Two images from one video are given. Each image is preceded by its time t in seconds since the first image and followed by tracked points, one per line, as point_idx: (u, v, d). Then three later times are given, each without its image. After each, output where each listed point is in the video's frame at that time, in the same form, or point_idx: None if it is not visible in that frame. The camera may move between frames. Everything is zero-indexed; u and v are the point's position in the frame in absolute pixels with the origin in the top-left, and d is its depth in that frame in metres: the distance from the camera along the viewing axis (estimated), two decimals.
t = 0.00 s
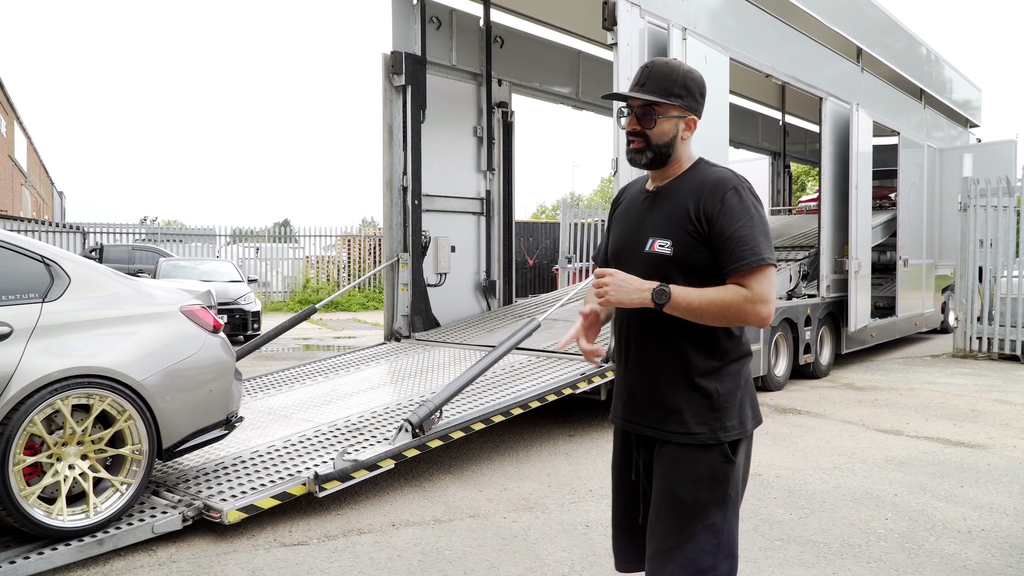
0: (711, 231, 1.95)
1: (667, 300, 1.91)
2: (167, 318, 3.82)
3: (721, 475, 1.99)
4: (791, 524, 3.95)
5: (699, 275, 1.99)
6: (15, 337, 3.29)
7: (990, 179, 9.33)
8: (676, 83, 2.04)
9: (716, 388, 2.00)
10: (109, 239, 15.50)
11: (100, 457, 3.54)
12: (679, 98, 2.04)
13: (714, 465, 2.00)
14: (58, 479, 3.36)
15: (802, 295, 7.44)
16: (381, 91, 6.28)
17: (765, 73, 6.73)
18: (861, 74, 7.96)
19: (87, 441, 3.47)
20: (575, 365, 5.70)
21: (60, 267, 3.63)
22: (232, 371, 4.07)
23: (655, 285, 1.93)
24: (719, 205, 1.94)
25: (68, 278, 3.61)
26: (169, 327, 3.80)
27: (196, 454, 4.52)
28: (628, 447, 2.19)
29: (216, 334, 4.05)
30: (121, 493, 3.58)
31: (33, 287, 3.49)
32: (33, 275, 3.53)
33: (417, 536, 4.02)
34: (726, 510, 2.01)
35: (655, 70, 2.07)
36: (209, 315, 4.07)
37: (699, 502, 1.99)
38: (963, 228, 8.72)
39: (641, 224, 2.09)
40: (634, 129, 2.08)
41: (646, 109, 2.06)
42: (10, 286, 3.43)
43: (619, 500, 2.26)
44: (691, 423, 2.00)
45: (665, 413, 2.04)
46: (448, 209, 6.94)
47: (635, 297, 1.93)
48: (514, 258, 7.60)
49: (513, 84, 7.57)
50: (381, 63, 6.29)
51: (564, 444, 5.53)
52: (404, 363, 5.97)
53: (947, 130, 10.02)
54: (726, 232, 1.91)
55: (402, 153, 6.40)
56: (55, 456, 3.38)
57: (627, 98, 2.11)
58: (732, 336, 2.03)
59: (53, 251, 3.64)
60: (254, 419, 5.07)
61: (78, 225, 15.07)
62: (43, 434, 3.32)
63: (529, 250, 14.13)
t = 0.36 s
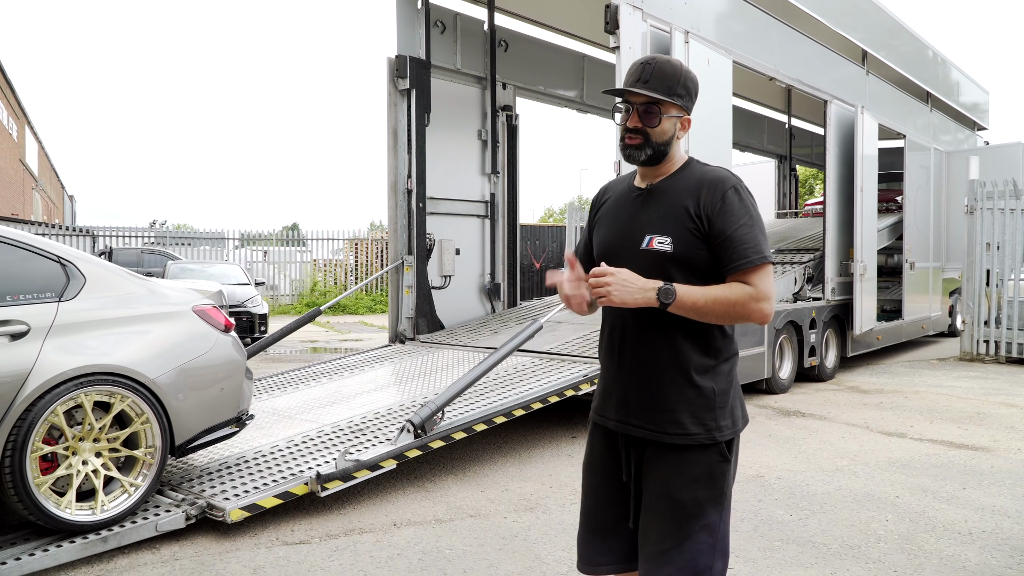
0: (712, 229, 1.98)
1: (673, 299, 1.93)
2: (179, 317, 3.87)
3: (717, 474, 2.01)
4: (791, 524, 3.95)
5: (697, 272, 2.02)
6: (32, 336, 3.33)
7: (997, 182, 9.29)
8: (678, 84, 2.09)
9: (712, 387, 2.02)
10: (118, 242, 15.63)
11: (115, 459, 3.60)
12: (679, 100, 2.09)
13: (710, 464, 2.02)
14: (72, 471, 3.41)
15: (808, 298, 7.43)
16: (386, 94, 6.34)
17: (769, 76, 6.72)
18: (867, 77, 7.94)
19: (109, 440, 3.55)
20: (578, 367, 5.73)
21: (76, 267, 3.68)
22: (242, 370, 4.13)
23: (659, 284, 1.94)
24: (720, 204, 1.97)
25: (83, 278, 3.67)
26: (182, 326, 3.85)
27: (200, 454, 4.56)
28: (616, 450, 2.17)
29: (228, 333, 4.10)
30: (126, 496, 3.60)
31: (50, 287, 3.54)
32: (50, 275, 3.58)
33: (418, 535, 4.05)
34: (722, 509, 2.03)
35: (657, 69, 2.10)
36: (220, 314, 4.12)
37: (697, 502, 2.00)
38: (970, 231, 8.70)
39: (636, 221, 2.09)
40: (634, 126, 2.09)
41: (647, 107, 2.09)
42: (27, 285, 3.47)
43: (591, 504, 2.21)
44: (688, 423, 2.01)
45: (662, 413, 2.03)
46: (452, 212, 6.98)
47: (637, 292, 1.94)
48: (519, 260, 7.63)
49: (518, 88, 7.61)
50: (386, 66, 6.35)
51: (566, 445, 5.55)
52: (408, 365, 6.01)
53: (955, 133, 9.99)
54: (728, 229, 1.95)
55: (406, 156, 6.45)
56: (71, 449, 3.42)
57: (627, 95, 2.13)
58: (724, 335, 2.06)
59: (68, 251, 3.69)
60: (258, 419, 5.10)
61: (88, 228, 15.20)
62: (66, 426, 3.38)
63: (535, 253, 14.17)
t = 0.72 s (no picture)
0: (712, 232, 2.01)
1: (677, 302, 1.95)
2: (199, 319, 3.92)
3: (718, 472, 2.04)
4: (798, 529, 3.96)
5: (697, 276, 2.05)
6: (58, 338, 3.39)
7: (1010, 186, 9.24)
8: (685, 89, 2.12)
9: (711, 388, 2.05)
10: (132, 247, 15.77)
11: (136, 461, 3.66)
12: (684, 106, 2.14)
13: (711, 463, 2.04)
14: (94, 468, 3.45)
15: (818, 302, 7.42)
16: (395, 100, 6.39)
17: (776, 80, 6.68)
18: (877, 81, 7.92)
19: (136, 442, 3.61)
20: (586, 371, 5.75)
21: (99, 271, 3.75)
22: (260, 372, 4.17)
23: (664, 286, 1.97)
24: (720, 209, 2.01)
25: (106, 283, 3.73)
26: (201, 327, 3.91)
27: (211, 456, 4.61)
28: (611, 451, 2.16)
29: (246, 335, 4.15)
30: (141, 498, 3.64)
31: (74, 290, 3.60)
32: (74, 279, 3.64)
33: (426, 538, 4.08)
34: (722, 507, 2.05)
35: (664, 73, 2.12)
36: (239, 317, 4.18)
37: (700, 501, 2.02)
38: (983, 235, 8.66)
39: (636, 225, 2.10)
40: (642, 130, 2.12)
41: (655, 111, 2.12)
42: (52, 289, 3.54)
43: (579, 506, 2.19)
44: (689, 424, 2.03)
45: (663, 414, 2.05)
46: (462, 216, 7.02)
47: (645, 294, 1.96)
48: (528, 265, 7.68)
49: (527, 92, 7.66)
50: (396, 72, 6.41)
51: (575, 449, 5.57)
52: (418, 369, 6.05)
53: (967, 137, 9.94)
54: (728, 234, 1.99)
55: (416, 161, 6.50)
56: (96, 446, 3.47)
57: (633, 97, 2.14)
58: (722, 338, 2.09)
59: (92, 255, 3.76)
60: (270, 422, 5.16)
61: (102, 233, 15.36)
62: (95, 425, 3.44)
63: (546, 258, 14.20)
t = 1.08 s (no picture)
0: (696, 248, 2.05)
1: (665, 316, 1.98)
2: (229, 325, 3.97)
3: (705, 473, 2.05)
4: (814, 537, 3.95)
5: (679, 291, 2.07)
6: (97, 343, 3.44)
7: None
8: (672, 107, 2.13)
9: (693, 392, 2.06)
10: (147, 252, 15.91)
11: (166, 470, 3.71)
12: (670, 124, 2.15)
13: (698, 465, 2.05)
14: (129, 463, 3.51)
15: (832, 308, 7.39)
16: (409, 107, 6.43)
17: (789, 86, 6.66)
18: (891, 85, 7.89)
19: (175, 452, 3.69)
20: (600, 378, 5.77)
21: (133, 278, 3.79)
22: (290, 377, 4.21)
23: (653, 301, 2.00)
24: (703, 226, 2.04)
25: (141, 290, 3.77)
26: (232, 333, 3.95)
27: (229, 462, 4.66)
28: (597, 458, 2.17)
29: (274, 340, 4.19)
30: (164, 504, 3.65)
31: (110, 297, 3.65)
32: (110, 285, 3.68)
33: (440, 544, 4.10)
34: (711, 507, 2.07)
35: (650, 91, 2.13)
36: (268, 323, 4.23)
37: (689, 502, 2.03)
38: (998, 240, 8.60)
39: (620, 238, 2.11)
40: (630, 147, 2.11)
41: (643, 128, 2.12)
42: (89, 295, 3.59)
43: (572, 513, 2.20)
44: (672, 428, 2.04)
45: (646, 420, 2.06)
46: (475, 223, 7.05)
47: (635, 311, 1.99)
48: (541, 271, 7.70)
49: (540, 99, 7.68)
50: (410, 80, 6.44)
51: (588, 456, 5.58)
52: (431, 375, 6.07)
53: (982, 141, 9.88)
54: (712, 252, 2.02)
55: (429, 168, 6.53)
56: (135, 444, 3.54)
57: (621, 115, 2.14)
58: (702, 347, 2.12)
59: (126, 262, 3.79)
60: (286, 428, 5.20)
61: (118, 238, 15.49)
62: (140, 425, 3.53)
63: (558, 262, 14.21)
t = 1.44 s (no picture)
0: (683, 254, 1.95)
1: (646, 320, 1.89)
2: (260, 326, 4.00)
3: (698, 475, 1.93)
4: (832, 542, 3.92)
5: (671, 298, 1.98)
6: (131, 345, 3.47)
7: None
8: (653, 117, 2.04)
9: (685, 394, 1.95)
10: (162, 255, 16.02)
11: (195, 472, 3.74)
12: (653, 133, 2.06)
13: (692, 467, 1.93)
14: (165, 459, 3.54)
15: (847, 312, 7.35)
16: (424, 111, 6.44)
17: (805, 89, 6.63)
18: (906, 88, 7.86)
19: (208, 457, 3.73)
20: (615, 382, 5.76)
21: (166, 281, 3.82)
22: (318, 377, 4.23)
23: (634, 304, 1.90)
24: (689, 231, 1.95)
25: (174, 292, 3.80)
26: (263, 334, 3.98)
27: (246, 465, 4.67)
28: (588, 459, 2.06)
29: (303, 342, 4.22)
30: (185, 506, 3.64)
31: (144, 299, 3.69)
32: (143, 288, 3.72)
33: (456, 548, 4.09)
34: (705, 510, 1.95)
35: (630, 102, 2.03)
36: (296, 324, 4.25)
37: (681, 505, 1.91)
38: (1016, 244, 8.54)
39: (607, 248, 2.03)
40: (613, 160, 2.02)
41: (626, 140, 2.03)
42: (124, 298, 3.62)
43: (570, 513, 2.10)
44: (663, 428, 1.93)
45: (635, 420, 1.95)
46: (490, 226, 7.06)
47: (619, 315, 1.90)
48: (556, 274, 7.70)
49: (554, 102, 7.68)
50: (424, 83, 6.46)
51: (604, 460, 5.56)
52: (446, 378, 6.07)
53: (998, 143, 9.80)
54: (699, 257, 1.93)
55: (444, 171, 6.54)
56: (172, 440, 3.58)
57: (601, 127, 2.05)
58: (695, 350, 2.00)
59: (158, 265, 3.83)
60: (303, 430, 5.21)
61: (133, 241, 15.61)
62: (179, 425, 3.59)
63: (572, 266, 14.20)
